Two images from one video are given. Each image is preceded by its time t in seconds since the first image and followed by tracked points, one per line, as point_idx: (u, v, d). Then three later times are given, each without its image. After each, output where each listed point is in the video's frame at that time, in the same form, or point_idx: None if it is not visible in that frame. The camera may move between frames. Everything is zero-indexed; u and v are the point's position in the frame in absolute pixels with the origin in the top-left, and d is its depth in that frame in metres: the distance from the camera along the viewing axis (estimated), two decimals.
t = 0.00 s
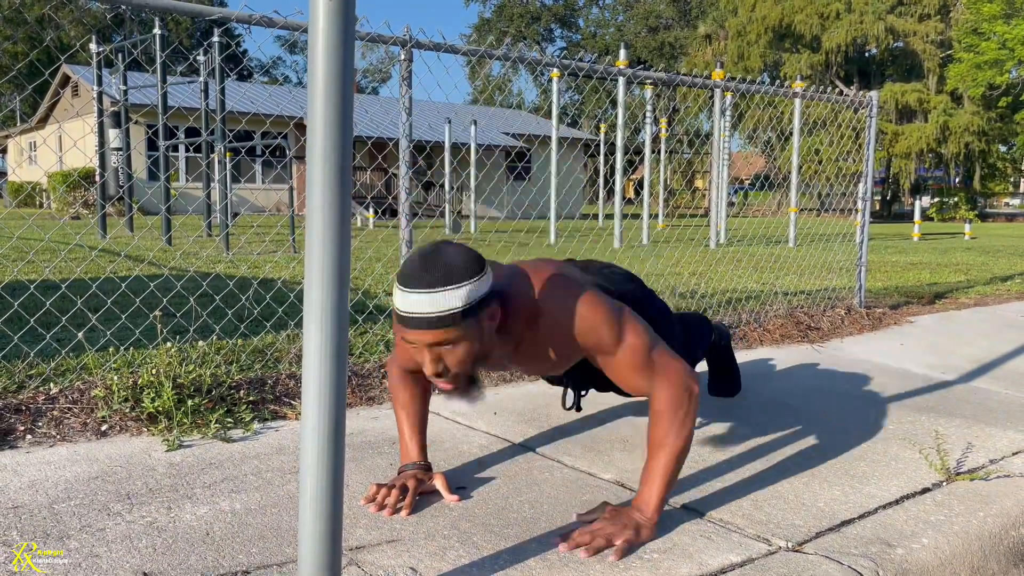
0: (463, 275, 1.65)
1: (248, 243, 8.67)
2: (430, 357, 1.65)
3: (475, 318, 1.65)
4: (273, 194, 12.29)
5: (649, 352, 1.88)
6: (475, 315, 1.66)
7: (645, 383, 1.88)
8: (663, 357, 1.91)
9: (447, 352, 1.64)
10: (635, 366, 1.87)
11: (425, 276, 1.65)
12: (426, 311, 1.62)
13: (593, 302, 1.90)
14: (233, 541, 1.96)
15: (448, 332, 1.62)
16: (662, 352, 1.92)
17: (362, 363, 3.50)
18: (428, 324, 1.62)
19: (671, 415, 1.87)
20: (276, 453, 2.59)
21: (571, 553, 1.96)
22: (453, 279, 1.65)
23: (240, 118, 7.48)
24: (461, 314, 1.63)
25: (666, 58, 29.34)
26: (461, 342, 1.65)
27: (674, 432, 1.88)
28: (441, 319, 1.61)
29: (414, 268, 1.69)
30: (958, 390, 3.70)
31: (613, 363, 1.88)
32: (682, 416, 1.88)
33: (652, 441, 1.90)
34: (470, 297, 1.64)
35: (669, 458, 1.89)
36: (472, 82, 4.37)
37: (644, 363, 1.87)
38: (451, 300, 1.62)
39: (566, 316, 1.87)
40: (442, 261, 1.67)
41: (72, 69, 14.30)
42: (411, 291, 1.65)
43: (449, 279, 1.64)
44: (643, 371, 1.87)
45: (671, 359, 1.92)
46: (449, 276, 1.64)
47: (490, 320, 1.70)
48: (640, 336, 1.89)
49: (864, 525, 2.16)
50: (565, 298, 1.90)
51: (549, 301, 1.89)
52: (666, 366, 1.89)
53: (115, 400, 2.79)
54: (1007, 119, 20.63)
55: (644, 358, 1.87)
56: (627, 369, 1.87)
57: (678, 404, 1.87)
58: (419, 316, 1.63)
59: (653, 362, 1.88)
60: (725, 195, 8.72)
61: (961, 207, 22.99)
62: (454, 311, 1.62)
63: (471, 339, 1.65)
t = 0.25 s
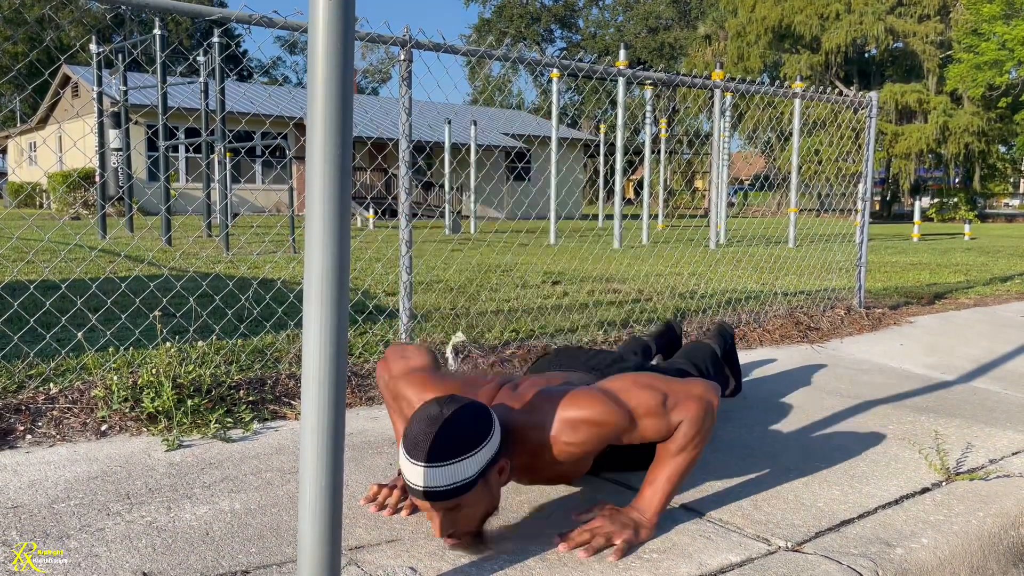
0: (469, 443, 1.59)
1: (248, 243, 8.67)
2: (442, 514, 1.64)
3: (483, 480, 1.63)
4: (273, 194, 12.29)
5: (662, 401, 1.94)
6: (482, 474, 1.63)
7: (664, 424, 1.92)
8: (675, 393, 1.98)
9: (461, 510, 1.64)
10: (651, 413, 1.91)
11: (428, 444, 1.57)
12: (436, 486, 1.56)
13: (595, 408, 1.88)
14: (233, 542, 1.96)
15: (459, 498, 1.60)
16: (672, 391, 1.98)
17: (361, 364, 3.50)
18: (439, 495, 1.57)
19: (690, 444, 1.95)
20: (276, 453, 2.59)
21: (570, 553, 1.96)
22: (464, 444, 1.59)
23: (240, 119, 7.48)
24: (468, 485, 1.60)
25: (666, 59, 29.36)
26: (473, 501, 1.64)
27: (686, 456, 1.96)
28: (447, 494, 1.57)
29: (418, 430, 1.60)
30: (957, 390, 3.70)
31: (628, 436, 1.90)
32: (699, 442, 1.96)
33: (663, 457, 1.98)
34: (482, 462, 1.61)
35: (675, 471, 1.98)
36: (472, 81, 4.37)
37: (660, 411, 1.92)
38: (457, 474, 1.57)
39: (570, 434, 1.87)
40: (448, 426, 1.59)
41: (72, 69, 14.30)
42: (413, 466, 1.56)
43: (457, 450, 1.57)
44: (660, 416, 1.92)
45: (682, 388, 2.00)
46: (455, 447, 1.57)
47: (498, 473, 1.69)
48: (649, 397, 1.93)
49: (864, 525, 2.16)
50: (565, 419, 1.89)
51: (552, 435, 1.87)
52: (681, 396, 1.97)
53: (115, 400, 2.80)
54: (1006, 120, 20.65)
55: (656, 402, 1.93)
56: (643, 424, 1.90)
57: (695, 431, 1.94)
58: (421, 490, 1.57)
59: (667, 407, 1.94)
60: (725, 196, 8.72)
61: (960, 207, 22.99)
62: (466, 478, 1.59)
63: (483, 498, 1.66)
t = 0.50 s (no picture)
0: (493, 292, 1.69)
1: (248, 244, 8.68)
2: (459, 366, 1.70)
3: (503, 331, 1.71)
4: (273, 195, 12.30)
5: (679, 366, 1.93)
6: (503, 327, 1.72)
7: (674, 399, 1.92)
8: (691, 373, 1.96)
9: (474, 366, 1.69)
10: (667, 377, 1.91)
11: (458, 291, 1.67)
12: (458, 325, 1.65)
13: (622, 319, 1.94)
14: (233, 543, 1.97)
15: (479, 348, 1.67)
16: (691, 369, 1.97)
17: (361, 365, 3.50)
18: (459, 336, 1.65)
19: (694, 438, 1.92)
20: (276, 454, 2.60)
21: (571, 555, 1.97)
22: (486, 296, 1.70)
23: (240, 120, 7.48)
24: (489, 330, 1.67)
25: (666, 60, 29.39)
26: (489, 356, 1.70)
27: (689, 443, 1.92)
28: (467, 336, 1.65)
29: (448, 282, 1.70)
30: (957, 392, 3.70)
31: (640, 377, 1.92)
32: (707, 431, 1.93)
33: (669, 446, 1.94)
34: (503, 310, 1.71)
35: (679, 468, 1.95)
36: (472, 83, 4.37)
37: (675, 378, 1.92)
38: (479, 317, 1.66)
39: (599, 336, 1.91)
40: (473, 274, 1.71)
41: (72, 69, 14.31)
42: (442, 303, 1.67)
43: (481, 294, 1.68)
44: (674, 382, 1.92)
45: (697, 377, 1.97)
46: (480, 292, 1.68)
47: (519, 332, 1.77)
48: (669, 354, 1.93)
49: (863, 527, 2.17)
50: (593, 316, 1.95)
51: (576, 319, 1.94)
52: (696, 386, 1.95)
53: (116, 402, 2.80)
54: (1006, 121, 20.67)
55: (674, 367, 1.92)
56: (654, 383, 1.91)
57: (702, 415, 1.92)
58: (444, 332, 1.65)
59: (683, 378, 1.93)
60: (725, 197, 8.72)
61: (960, 209, 22.99)
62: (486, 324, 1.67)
63: (500, 353, 1.72)
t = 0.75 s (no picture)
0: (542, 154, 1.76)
1: (248, 246, 8.68)
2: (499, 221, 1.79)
3: (547, 193, 1.78)
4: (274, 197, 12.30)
5: (664, 319, 1.89)
6: (546, 189, 1.78)
7: (643, 349, 1.92)
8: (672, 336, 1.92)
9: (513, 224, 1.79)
10: (646, 325, 1.90)
11: (507, 148, 1.74)
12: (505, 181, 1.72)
13: (651, 230, 1.93)
14: (233, 545, 1.97)
15: (524, 204, 1.75)
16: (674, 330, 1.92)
17: (362, 367, 3.51)
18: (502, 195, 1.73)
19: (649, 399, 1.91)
20: (276, 456, 2.60)
21: (571, 558, 1.97)
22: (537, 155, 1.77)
23: (240, 122, 7.49)
24: (535, 189, 1.74)
25: (666, 61, 29.42)
26: (530, 217, 1.79)
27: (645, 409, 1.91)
28: (511, 193, 1.72)
29: (498, 139, 1.78)
30: (957, 394, 3.71)
31: (629, 307, 1.91)
32: (659, 406, 1.91)
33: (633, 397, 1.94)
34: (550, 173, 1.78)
35: (653, 461, 1.94)
36: (472, 84, 4.38)
37: (652, 333, 1.90)
38: (527, 175, 1.73)
39: (620, 245, 1.92)
40: (526, 132, 1.78)
41: (72, 70, 14.32)
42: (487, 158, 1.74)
43: (530, 153, 1.75)
44: (650, 337, 1.90)
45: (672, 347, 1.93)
46: (528, 152, 1.74)
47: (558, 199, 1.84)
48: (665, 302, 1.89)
49: (863, 529, 2.17)
50: (626, 214, 1.95)
51: (609, 209, 1.96)
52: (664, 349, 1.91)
53: (116, 404, 2.80)
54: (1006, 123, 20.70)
55: (654, 320, 1.89)
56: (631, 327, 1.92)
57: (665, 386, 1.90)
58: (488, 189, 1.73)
59: (658, 335, 1.90)
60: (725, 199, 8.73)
61: (960, 210, 23.00)
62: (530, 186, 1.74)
63: (539, 214, 1.80)
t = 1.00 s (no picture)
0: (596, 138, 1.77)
1: (249, 247, 8.68)
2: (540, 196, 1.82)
3: (590, 176, 1.78)
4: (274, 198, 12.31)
5: (681, 322, 1.87)
6: (592, 173, 1.79)
7: (657, 350, 1.90)
8: (687, 338, 1.90)
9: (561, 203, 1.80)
10: (659, 325, 1.89)
11: (557, 127, 1.77)
12: (549, 158, 1.75)
13: (675, 238, 1.95)
14: (234, 546, 1.97)
15: (569, 183, 1.77)
16: (690, 338, 1.90)
17: (362, 368, 3.51)
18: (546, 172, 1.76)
19: (660, 401, 1.89)
20: (277, 458, 2.60)
21: (571, 560, 1.97)
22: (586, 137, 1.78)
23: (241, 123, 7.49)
24: (581, 171, 1.76)
25: (666, 63, 29.43)
26: (576, 196, 1.80)
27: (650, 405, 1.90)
28: (541, 169, 1.76)
29: (555, 116, 1.80)
30: (957, 396, 3.71)
31: (645, 306, 1.92)
32: (668, 408, 1.89)
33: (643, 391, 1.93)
34: (597, 157, 1.78)
35: (659, 464, 1.92)
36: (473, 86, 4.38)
37: (665, 333, 1.88)
38: (577, 157, 1.75)
39: (642, 247, 1.95)
40: (579, 116, 1.80)
41: (73, 72, 14.33)
42: (540, 132, 1.77)
43: (585, 135, 1.77)
44: (663, 337, 1.89)
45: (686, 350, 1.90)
46: (583, 134, 1.76)
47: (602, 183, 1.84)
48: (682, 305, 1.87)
49: (863, 531, 2.17)
50: (653, 219, 1.99)
51: (641, 211, 2.01)
52: (680, 353, 1.89)
53: (117, 405, 2.81)
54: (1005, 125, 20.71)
55: (671, 324, 1.87)
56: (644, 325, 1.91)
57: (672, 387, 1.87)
58: (541, 165, 1.76)
59: (673, 339, 1.88)
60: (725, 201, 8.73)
61: (960, 213, 23.00)
62: (574, 167, 1.76)
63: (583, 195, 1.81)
